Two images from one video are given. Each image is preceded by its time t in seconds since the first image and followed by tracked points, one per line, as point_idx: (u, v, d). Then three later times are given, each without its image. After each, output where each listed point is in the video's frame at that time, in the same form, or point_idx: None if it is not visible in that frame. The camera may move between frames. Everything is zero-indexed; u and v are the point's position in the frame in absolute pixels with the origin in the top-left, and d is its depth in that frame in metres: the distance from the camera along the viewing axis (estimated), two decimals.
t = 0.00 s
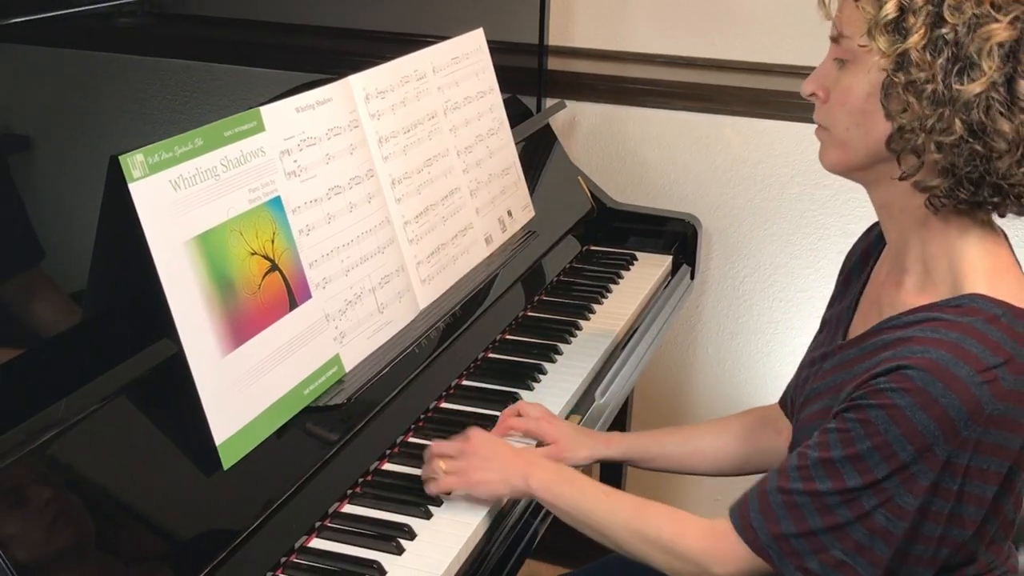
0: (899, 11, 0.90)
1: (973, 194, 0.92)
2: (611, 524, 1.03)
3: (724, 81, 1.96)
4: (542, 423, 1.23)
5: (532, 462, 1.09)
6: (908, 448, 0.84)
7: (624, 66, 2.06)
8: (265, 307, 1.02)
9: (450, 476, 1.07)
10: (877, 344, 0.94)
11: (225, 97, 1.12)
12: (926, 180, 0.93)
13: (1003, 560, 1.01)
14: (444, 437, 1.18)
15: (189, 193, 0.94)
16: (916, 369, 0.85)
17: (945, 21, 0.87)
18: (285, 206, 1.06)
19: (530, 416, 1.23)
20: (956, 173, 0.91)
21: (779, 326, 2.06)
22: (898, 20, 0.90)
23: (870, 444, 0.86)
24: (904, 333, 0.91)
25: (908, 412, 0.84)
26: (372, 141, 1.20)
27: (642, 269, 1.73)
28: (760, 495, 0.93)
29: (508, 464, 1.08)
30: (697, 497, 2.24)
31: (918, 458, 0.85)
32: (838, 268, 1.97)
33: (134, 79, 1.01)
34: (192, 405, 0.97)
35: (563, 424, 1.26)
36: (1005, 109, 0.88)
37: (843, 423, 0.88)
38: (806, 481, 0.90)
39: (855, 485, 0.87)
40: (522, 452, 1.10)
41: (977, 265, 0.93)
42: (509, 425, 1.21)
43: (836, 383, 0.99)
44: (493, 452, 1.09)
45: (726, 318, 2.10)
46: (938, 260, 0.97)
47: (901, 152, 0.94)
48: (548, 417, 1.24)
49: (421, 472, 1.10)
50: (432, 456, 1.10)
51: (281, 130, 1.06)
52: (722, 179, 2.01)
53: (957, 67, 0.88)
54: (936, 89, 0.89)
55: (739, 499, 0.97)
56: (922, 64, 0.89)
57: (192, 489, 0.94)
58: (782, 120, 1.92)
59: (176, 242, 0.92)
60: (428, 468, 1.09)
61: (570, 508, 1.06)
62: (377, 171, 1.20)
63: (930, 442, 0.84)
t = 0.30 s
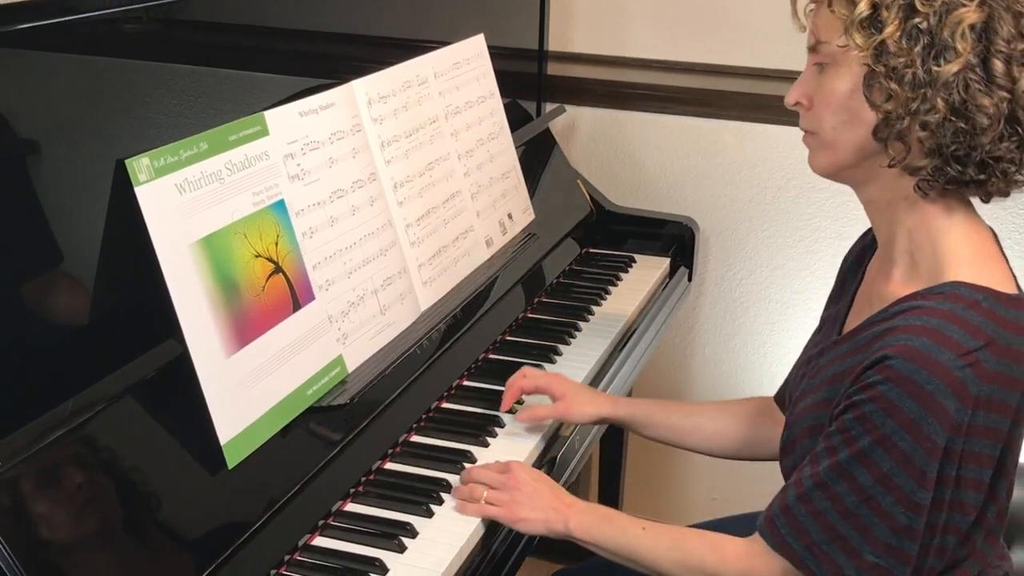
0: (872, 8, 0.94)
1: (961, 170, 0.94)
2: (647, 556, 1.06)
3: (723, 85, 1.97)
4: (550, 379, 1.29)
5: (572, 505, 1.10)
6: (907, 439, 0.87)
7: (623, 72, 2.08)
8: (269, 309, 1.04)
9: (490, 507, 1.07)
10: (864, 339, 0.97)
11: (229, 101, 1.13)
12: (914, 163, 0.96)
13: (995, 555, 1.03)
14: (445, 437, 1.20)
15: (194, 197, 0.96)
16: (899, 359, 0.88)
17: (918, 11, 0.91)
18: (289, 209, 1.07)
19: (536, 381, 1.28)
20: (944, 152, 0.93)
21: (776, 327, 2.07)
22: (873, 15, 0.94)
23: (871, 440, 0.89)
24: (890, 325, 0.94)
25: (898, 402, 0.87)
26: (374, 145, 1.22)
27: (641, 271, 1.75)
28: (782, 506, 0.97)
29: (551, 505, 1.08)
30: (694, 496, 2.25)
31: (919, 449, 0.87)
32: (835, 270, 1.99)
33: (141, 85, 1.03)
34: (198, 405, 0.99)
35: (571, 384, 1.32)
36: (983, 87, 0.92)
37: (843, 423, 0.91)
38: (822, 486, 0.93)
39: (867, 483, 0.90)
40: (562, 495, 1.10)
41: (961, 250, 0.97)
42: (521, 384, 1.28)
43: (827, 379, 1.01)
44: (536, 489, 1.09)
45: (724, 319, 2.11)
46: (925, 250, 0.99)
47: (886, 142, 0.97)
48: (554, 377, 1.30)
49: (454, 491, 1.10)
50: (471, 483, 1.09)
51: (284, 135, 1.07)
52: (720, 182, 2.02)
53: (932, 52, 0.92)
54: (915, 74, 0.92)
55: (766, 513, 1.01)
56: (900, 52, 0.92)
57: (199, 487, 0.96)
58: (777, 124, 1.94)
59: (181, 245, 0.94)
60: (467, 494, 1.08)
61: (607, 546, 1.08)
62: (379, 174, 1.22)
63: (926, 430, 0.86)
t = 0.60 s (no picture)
0: (858, 7, 0.99)
1: (950, 155, 0.99)
2: (652, 549, 1.09)
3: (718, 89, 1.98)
4: (546, 411, 1.28)
5: (576, 506, 1.12)
6: (899, 416, 0.90)
7: (622, 76, 2.10)
8: (273, 310, 1.05)
9: (495, 510, 1.09)
10: (855, 326, 1.00)
11: (233, 107, 1.14)
12: (904, 149, 1.00)
13: (987, 546, 1.05)
14: (446, 437, 1.22)
15: (199, 200, 0.97)
16: (889, 338, 0.91)
17: (903, 7, 0.97)
18: (293, 212, 1.09)
19: (535, 415, 1.27)
20: (933, 138, 0.98)
21: (773, 328, 2.09)
22: (859, 14, 0.99)
23: (865, 418, 0.92)
24: (880, 310, 0.97)
25: (889, 380, 0.90)
26: (376, 149, 1.23)
27: (639, 273, 1.76)
28: (782, 491, 0.99)
29: (555, 506, 1.11)
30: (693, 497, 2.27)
31: (911, 425, 0.90)
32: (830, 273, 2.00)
33: (148, 89, 1.04)
34: (202, 406, 1.00)
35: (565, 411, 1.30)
36: (967, 75, 0.97)
37: (838, 405, 0.94)
38: (820, 468, 0.95)
39: (863, 462, 0.92)
40: (565, 495, 1.13)
41: (950, 239, 1.01)
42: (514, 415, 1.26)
43: (820, 370, 1.04)
44: (541, 490, 1.12)
45: (722, 321, 2.13)
46: (913, 242, 1.03)
47: (878, 133, 1.01)
48: (550, 406, 1.29)
49: (457, 487, 1.12)
50: (477, 482, 1.11)
51: (288, 139, 1.09)
52: (717, 186, 2.04)
53: (918, 43, 0.97)
54: (903, 64, 0.97)
55: (766, 501, 1.03)
56: (887, 44, 0.97)
57: (204, 486, 0.97)
58: (773, 129, 1.96)
59: (187, 248, 0.95)
60: (473, 494, 1.10)
61: (613, 541, 1.10)
62: (381, 178, 1.24)
63: (916, 406, 0.89)
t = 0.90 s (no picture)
0: (858, 5, 1.02)
1: (944, 149, 1.00)
2: (651, 534, 1.10)
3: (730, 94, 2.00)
4: (545, 411, 1.29)
5: (576, 496, 1.14)
6: (886, 390, 0.92)
7: (622, 80, 2.11)
8: (276, 311, 1.07)
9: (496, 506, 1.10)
10: (845, 312, 1.02)
11: (237, 112, 1.16)
12: (898, 142, 1.02)
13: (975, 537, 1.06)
14: (446, 437, 1.23)
15: (204, 203, 0.99)
16: (875, 314, 0.93)
17: (902, 5, 0.99)
18: (296, 215, 1.10)
19: (535, 415, 1.28)
20: (926, 131, 1.00)
21: (769, 329, 2.10)
22: (858, 11, 1.02)
23: (852, 394, 0.93)
24: (868, 293, 1.00)
25: (875, 355, 0.92)
26: (378, 153, 1.25)
27: (637, 275, 1.78)
28: (774, 472, 1.00)
29: (555, 498, 1.12)
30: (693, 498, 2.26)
31: (897, 400, 0.91)
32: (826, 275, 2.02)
33: (155, 95, 1.05)
34: (206, 407, 1.01)
35: (565, 410, 1.32)
36: (962, 72, 1.00)
37: (828, 384, 0.96)
38: (810, 446, 0.97)
39: (852, 437, 0.94)
40: (564, 486, 1.15)
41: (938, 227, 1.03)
42: (514, 415, 1.28)
43: (811, 358, 1.05)
44: (540, 482, 1.13)
45: (720, 322, 2.14)
46: (902, 237, 1.04)
47: (874, 126, 1.03)
48: (548, 405, 1.31)
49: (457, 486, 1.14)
50: (477, 479, 1.13)
51: (291, 144, 1.11)
52: (715, 189, 2.05)
53: (915, 39, 0.99)
54: (901, 57, 0.99)
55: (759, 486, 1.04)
56: (886, 39, 0.99)
57: (209, 484, 0.99)
58: (770, 132, 1.97)
59: (192, 250, 0.97)
60: (474, 490, 1.12)
61: (613, 530, 1.12)
62: (383, 181, 1.25)
63: (902, 381, 0.91)
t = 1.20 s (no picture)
0: (858, 4, 1.03)
1: (934, 148, 1.02)
2: (631, 499, 1.09)
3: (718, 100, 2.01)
4: (542, 399, 1.31)
5: (557, 454, 1.15)
6: (865, 360, 0.93)
7: (621, 85, 2.13)
8: (279, 312, 1.08)
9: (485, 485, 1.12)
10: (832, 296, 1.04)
11: (240, 117, 1.17)
12: (889, 139, 1.03)
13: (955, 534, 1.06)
14: (447, 436, 1.25)
15: (208, 206, 1.00)
16: (860, 289, 0.95)
17: (901, 6, 1.00)
18: (299, 218, 1.12)
19: (530, 409, 1.29)
20: (917, 129, 1.01)
21: (766, 330, 2.12)
22: (858, 9, 1.03)
23: (833, 364, 0.95)
24: (854, 275, 1.01)
25: (858, 325, 0.94)
26: (380, 156, 1.26)
27: (636, 277, 1.80)
28: (752, 447, 1.01)
29: (537, 460, 1.14)
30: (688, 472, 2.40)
31: (875, 370, 0.93)
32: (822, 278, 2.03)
33: (160, 100, 1.07)
34: (211, 407, 1.03)
35: (561, 395, 1.33)
36: (954, 73, 1.02)
37: (810, 358, 0.97)
38: (788, 418, 0.98)
39: (829, 407, 0.95)
40: (545, 450, 1.16)
41: (923, 221, 1.04)
42: (512, 410, 1.29)
43: (798, 343, 1.07)
44: (521, 453, 1.15)
45: (717, 323, 2.16)
46: (889, 232, 1.06)
47: (866, 122, 1.04)
48: (544, 394, 1.32)
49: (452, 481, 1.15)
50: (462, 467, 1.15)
51: (294, 147, 1.12)
52: (713, 192, 2.07)
53: (911, 39, 1.01)
54: (897, 55, 1.00)
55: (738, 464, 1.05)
56: (883, 37, 1.00)
57: (214, 482, 1.00)
58: (768, 136, 1.99)
59: (197, 253, 0.98)
60: (462, 479, 1.13)
61: (597, 490, 1.11)
62: (385, 184, 1.27)
63: (881, 352, 0.92)
